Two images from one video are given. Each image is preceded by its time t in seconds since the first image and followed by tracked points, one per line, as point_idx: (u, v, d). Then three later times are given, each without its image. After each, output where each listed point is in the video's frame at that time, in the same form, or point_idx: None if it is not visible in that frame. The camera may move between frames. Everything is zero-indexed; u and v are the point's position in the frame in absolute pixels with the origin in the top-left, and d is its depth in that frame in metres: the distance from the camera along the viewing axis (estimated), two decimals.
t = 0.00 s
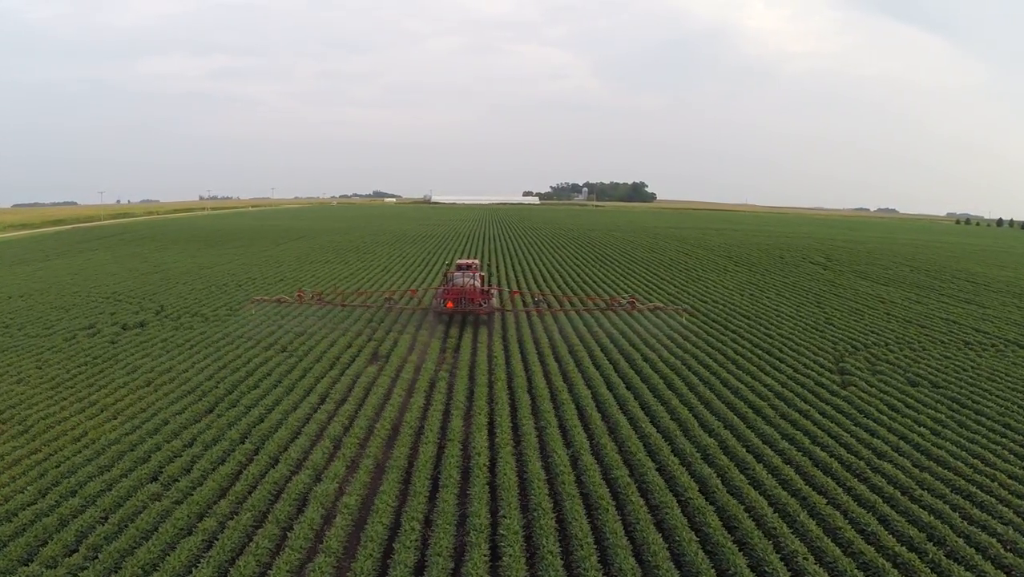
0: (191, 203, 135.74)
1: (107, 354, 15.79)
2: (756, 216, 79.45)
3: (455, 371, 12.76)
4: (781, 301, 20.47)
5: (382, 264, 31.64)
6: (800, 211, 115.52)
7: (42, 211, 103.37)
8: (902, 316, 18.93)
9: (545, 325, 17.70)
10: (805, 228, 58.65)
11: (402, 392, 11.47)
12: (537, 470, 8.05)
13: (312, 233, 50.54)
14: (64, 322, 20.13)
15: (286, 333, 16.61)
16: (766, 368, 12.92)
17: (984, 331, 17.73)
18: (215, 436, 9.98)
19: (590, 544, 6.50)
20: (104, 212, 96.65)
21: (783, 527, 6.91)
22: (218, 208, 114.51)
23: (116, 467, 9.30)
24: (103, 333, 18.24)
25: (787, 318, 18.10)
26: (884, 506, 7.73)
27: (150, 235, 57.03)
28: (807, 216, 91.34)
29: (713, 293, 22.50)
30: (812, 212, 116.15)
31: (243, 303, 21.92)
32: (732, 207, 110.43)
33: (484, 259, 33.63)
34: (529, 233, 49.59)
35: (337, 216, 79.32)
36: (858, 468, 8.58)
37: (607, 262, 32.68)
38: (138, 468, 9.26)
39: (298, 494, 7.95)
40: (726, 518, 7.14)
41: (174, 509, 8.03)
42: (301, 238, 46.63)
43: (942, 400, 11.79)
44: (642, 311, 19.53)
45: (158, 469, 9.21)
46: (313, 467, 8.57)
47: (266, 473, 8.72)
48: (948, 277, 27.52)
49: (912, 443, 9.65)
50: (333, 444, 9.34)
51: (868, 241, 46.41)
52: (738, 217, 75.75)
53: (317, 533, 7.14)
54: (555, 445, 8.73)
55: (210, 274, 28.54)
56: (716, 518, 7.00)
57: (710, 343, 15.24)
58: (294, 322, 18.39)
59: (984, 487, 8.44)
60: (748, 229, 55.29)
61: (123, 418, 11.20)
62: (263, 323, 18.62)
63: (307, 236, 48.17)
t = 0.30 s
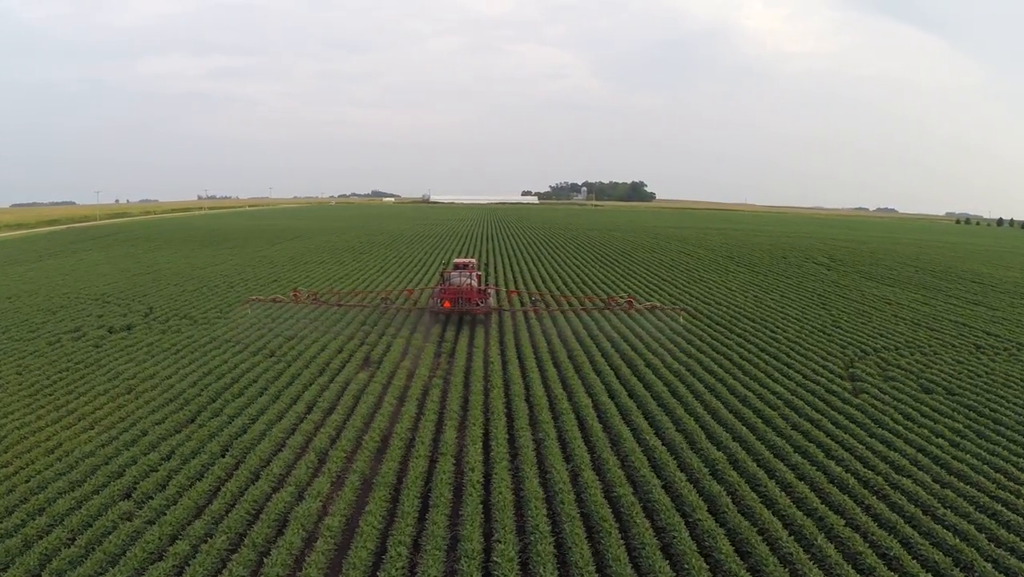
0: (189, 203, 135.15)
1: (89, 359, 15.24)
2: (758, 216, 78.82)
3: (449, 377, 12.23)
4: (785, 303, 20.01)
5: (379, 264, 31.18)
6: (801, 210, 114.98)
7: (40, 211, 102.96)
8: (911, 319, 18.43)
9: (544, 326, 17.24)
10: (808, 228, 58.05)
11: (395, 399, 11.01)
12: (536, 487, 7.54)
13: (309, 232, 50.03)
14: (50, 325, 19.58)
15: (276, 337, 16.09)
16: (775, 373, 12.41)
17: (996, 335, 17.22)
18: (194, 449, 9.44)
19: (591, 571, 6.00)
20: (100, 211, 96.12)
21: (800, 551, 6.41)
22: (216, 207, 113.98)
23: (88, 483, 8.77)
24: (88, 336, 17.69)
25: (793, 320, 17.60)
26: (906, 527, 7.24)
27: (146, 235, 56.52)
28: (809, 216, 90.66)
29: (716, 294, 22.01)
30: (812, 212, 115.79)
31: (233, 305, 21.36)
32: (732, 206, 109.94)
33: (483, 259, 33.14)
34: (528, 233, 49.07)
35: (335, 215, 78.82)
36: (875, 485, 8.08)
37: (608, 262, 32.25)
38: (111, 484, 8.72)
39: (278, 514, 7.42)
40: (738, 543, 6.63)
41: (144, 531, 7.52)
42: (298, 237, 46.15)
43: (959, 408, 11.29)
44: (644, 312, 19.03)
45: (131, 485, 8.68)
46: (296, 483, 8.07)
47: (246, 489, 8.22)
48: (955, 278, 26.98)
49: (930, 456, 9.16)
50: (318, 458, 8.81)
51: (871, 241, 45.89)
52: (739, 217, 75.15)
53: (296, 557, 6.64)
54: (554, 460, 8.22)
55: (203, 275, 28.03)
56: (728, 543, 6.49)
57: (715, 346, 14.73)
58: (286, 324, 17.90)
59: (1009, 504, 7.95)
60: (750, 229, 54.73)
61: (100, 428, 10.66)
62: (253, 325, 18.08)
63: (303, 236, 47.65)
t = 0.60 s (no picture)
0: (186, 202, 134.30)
1: (70, 364, 14.66)
2: (760, 216, 78.11)
3: (444, 385, 11.69)
4: (791, 305, 19.46)
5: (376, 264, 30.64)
6: (802, 210, 114.36)
7: (39, 210, 102.53)
8: (922, 322, 17.88)
9: (544, 327, 16.73)
10: (812, 229, 57.38)
11: (386, 408, 10.48)
12: (534, 508, 6.99)
13: (306, 232, 49.44)
14: (33, 328, 18.99)
15: (265, 341, 15.53)
16: (785, 381, 11.87)
17: (1011, 338, 16.67)
18: (171, 464, 8.87)
19: None
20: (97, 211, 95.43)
21: None
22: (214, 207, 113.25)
23: (56, 502, 8.21)
24: (72, 340, 17.12)
25: (800, 323, 17.04)
26: (933, 553, 6.71)
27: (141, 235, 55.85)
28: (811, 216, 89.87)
29: (719, 296, 21.47)
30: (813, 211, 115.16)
31: (224, 307, 20.78)
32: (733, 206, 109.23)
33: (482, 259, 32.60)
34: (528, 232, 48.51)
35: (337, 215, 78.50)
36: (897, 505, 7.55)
37: (609, 262, 31.71)
38: (80, 503, 8.15)
39: (255, 539, 6.88)
40: (753, 572, 6.11)
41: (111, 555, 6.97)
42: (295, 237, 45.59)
43: (979, 418, 10.74)
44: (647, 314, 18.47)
45: (102, 505, 8.11)
46: (276, 503, 7.52)
47: (223, 509, 7.67)
48: (965, 280, 26.40)
49: (953, 473, 8.62)
50: (301, 475, 8.25)
51: (876, 241, 45.29)
52: (741, 217, 74.53)
53: None
54: (554, 477, 7.66)
55: (195, 276, 27.44)
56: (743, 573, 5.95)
57: (721, 351, 14.17)
58: (277, 327, 17.35)
59: None
60: (753, 229, 54.13)
61: (75, 439, 10.10)
62: (243, 327, 17.53)
63: (301, 235, 47.11)
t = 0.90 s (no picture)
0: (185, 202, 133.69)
1: (50, 369, 14.07)
2: (762, 216, 77.47)
3: (439, 394, 11.12)
4: (798, 307, 18.89)
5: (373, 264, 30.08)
6: (807, 210, 113.55)
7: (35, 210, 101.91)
8: (934, 325, 17.30)
9: (544, 329, 16.19)
10: (815, 228, 56.75)
11: (377, 419, 9.90)
12: (532, 535, 6.41)
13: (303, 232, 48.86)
14: (17, 330, 18.41)
15: (254, 346, 14.96)
16: (797, 389, 11.28)
17: None
18: (144, 481, 8.29)
19: None
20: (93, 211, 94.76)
21: None
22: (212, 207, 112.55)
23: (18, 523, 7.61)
24: (56, 344, 16.52)
25: (810, 327, 16.45)
26: None
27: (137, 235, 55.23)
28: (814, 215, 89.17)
29: (724, 298, 20.90)
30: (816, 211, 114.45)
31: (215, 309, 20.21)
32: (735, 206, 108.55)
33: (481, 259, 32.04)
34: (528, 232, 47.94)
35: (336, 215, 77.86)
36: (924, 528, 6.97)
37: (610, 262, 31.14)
38: (45, 526, 7.56)
39: (228, 568, 6.32)
40: None
41: None
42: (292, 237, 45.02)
43: (1003, 430, 10.16)
44: (650, 316, 17.89)
45: (68, 527, 7.52)
46: (254, 527, 6.96)
47: (197, 533, 7.11)
48: (975, 281, 25.77)
49: (981, 491, 8.03)
50: (282, 494, 7.67)
51: (881, 242, 44.66)
52: (744, 217, 73.82)
53: None
54: (554, 498, 7.07)
55: (188, 277, 26.86)
56: None
57: (729, 357, 13.58)
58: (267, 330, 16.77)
59: None
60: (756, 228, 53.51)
61: (46, 452, 9.50)
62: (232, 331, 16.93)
63: (298, 235, 46.58)
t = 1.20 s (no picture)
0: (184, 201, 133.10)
1: (29, 376, 13.48)
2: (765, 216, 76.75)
3: (434, 404, 10.55)
4: (807, 311, 18.30)
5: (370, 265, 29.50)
6: (809, 210, 112.88)
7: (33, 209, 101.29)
8: (948, 329, 16.71)
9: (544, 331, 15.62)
10: (819, 228, 56.06)
11: (367, 431, 9.33)
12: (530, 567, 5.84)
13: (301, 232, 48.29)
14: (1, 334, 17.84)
15: (243, 351, 14.38)
16: (812, 399, 10.68)
17: None
18: (115, 502, 7.71)
19: None
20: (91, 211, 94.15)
21: None
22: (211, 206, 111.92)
23: None
24: (39, 349, 15.94)
25: (820, 331, 15.86)
26: None
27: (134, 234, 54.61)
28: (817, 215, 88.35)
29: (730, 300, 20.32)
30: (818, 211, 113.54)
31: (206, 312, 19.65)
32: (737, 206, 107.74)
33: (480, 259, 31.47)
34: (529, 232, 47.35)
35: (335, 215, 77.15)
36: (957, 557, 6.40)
37: (612, 262, 30.55)
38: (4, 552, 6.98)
39: None
40: None
41: None
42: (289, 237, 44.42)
43: None
44: (654, 318, 17.32)
45: (30, 553, 6.95)
46: (228, 555, 6.40)
47: (167, 562, 6.53)
48: (986, 283, 25.15)
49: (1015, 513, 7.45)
50: (262, 518, 7.11)
51: (887, 242, 44.01)
52: (747, 216, 73.13)
53: None
54: (555, 525, 6.50)
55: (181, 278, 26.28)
56: None
57: (738, 363, 12.99)
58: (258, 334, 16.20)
59: None
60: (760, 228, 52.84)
61: (14, 469, 8.90)
62: (222, 334, 16.34)
63: (295, 235, 46.00)
